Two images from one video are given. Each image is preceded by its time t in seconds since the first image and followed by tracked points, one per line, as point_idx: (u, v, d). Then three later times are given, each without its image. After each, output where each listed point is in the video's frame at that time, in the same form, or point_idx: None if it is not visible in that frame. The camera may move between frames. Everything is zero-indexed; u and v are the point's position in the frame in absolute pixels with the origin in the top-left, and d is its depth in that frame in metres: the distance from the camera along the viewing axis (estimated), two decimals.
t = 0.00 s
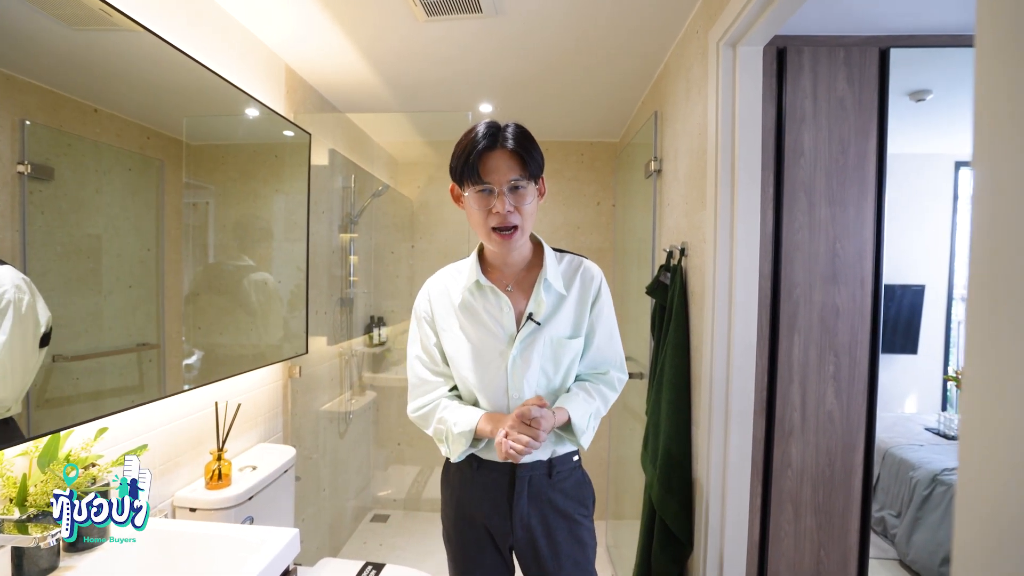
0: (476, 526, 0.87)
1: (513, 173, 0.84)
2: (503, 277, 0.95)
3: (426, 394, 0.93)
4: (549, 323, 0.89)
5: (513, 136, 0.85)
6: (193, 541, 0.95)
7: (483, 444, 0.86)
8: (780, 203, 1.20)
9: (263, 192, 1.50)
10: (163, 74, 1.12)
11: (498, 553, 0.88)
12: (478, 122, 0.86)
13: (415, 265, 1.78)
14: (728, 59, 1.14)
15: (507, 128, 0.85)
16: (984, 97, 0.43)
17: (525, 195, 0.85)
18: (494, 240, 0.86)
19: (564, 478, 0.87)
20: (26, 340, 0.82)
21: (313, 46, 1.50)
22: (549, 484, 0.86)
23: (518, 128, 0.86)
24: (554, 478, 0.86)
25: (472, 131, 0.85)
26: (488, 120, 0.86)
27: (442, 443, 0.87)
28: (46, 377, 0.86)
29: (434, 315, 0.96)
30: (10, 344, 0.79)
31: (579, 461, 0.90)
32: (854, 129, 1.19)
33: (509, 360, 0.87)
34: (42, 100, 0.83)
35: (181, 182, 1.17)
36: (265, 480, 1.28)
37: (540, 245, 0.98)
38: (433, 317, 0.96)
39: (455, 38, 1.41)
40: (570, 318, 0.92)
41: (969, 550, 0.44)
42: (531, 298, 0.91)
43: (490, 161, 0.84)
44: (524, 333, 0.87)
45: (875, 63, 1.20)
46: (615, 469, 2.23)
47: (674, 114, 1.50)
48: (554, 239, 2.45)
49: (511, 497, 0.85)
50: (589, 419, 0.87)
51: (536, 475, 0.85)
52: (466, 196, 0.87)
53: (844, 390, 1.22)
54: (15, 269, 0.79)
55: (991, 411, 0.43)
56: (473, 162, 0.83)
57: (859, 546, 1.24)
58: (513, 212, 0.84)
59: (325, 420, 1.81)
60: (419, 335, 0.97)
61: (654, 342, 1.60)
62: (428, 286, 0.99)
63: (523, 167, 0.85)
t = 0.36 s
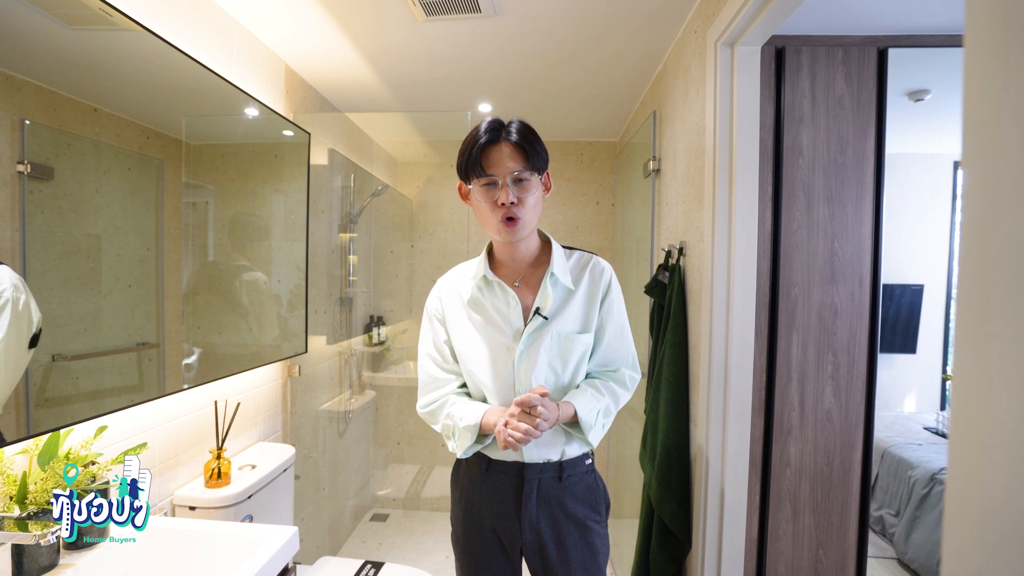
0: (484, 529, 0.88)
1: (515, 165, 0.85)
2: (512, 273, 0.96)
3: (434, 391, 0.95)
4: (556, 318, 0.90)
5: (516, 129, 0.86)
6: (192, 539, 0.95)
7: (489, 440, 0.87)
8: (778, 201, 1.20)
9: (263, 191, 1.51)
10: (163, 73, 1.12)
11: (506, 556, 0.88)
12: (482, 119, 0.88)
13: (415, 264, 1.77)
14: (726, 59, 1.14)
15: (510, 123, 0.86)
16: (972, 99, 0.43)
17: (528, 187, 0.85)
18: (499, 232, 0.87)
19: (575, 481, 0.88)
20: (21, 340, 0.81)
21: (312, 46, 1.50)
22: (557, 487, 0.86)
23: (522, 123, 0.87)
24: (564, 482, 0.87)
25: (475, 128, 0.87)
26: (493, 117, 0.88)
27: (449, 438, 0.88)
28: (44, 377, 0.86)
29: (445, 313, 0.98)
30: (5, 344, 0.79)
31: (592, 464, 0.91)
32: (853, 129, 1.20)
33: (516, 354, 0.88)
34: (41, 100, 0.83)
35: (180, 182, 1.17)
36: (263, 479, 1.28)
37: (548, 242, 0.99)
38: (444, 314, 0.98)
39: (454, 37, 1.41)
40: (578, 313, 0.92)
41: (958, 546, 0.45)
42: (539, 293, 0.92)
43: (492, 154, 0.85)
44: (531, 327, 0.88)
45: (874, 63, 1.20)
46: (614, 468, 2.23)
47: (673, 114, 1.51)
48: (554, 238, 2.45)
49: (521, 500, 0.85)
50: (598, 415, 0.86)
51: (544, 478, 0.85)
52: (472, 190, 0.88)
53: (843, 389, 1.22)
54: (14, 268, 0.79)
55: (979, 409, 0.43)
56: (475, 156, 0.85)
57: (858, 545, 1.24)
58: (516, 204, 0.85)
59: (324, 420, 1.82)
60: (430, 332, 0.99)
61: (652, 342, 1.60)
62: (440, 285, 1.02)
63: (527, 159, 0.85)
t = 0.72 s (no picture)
0: (494, 532, 0.88)
1: (523, 156, 0.86)
2: (521, 269, 0.97)
3: (444, 389, 0.95)
4: (567, 313, 0.90)
5: (526, 125, 0.88)
6: (193, 537, 0.95)
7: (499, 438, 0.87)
8: (779, 200, 1.20)
9: (263, 190, 1.51)
10: (163, 72, 1.12)
11: (516, 560, 0.88)
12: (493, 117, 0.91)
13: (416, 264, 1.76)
14: (726, 58, 1.14)
15: (521, 119, 0.89)
16: (970, 97, 0.43)
17: (536, 178, 0.86)
18: (506, 223, 0.87)
19: (588, 485, 0.88)
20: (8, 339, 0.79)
21: (312, 46, 1.50)
22: (569, 491, 0.86)
23: (532, 119, 0.89)
24: (577, 485, 0.87)
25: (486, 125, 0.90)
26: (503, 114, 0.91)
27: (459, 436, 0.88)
28: (45, 375, 0.86)
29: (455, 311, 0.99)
30: None
31: (605, 466, 0.91)
32: (853, 128, 1.20)
33: (528, 350, 0.89)
34: (43, 98, 0.83)
35: (181, 181, 1.17)
36: (263, 478, 1.28)
37: (559, 240, 1.00)
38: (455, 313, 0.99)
39: (454, 37, 1.41)
40: (589, 309, 0.93)
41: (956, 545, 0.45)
42: (549, 289, 0.93)
43: (502, 146, 0.88)
44: (541, 322, 0.89)
45: (875, 62, 1.20)
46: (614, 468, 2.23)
47: (673, 113, 1.51)
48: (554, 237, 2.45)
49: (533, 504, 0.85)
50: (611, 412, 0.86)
51: (556, 481, 0.86)
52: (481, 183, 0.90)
53: (843, 389, 1.22)
54: (15, 266, 0.79)
55: (977, 408, 0.43)
56: (484, 150, 0.88)
57: (858, 545, 1.24)
58: (522, 195, 0.85)
59: (325, 419, 1.84)
60: (441, 331, 1.00)
61: (652, 341, 1.61)
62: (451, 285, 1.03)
63: (535, 153, 0.87)
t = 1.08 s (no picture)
0: (500, 532, 0.88)
1: (538, 156, 0.86)
2: (530, 270, 0.97)
3: (439, 381, 0.91)
4: (577, 315, 0.91)
5: (541, 124, 0.88)
6: (192, 537, 0.95)
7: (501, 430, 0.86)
8: (778, 200, 1.20)
9: (263, 190, 1.51)
10: (162, 72, 1.12)
11: (524, 561, 0.88)
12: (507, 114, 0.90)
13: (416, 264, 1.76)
14: (724, 58, 1.14)
15: (536, 118, 0.88)
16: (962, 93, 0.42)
17: (550, 180, 0.86)
18: (519, 223, 0.87)
19: (594, 480, 0.89)
20: None
21: (312, 46, 1.51)
22: (575, 487, 0.87)
23: (547, 118, 0.89)
24: (583, 481, 0.88)
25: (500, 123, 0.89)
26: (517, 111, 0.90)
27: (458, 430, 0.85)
28: (45, 375, 0.86)
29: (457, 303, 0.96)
30: None
31: (609, 462, 0.92)
32: (853, 127, 1.20)
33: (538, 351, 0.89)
34: (42, 98, 0.83)
35: (180, 181, 1.17)
36: (263, 478, 1.28)
37: (566, 241, 1.01)
38: (456, 305, 0.96)
39: (453, 37, 1.41)
40: (596, 310, 0.94)
41: (945, 549, 0.44)
42: (558, 291, 0.94)
43: (518, 144, 0.87)
44: (551, 324, 0.90)
45: (874, 61, 1.20)
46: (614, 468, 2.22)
47: (672, 113, 1.51)
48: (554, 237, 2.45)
49: (541, 502, 0.86)
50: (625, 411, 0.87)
51: (564, 477, 0.87)
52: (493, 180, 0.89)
53: (842, 388, 1.22)
54: (15, 266, 0.79)
55: (965, 408, 0.42)
56: (499, 147, 0.87)
57: (858, 545, 1.24)
58: (537, 195, 0.85)
59: (325, 419, 1.84)
60: (439, 322, 0.97)
61: (650, 341, 1.61)
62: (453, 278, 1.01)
63: (550, 154, 0.87)
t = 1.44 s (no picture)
0: (508, 536, 0.86)
1: (549, 163, 0.84)
2: (540, 274, 0.96)
3: (451, 380, 0.83)
4: (588, 319, 0.92)
5: (551, 126, 0.85)
6: (189, 538, 0.95)
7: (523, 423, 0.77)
8: (777, 200, 1.20)
9: (262, 191, 1.51)
10: (161, 73, 1.12)
11: (532, 563, 0.86)
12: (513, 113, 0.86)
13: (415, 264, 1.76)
14: (721, 57, 1.14)
15: (544, 117, 0.86)
16: (958, 91, 0.41)
17: (561, 188, 0.85)
18: (528, 232, 0.86)
19: (600, 478, 0.90)
20: None
21: (310, 46, 1.51)
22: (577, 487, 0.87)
23: (555, 116, 0.86)
24: (591, 479, 0.89)
25: (507, 123, 0.85)
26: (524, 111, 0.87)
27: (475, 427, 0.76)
28: (45, 375, 0.86)
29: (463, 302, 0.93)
30: None
31: (610, 459, 0.92)
32: (852, 127, 1.19)
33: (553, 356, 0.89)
34: (41, 99, 0.83)
35: (178, 182, 1.17)
36: (260, 478, 1.29)
37: (571, 242, 1.01)
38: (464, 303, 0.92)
39: (451, 37, 1.41)
40: (605, 312, 0.95)
41: (943, 553, 0.43)
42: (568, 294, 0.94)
43: (527, 150, 0.84)
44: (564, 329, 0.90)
45: (874, 61, 1.20)
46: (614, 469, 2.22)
47: (670, 113, 1.51)
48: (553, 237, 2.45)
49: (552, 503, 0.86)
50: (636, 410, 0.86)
51: (573, 477, 0.87)
52: (501, 186, 0.87)
53: (842, 389, 1.22)
54: (14, 265, 0.79)
55: (963, 410, 0.41)
56: (509, 153, 0.83)
57: (858, 546, 1.23)
58: (548, 205, 0.84)
59: (324, 419, 1.84)
60: (446, 322, 0.91)
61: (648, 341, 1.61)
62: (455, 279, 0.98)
63: (560, 159, 0.85)
